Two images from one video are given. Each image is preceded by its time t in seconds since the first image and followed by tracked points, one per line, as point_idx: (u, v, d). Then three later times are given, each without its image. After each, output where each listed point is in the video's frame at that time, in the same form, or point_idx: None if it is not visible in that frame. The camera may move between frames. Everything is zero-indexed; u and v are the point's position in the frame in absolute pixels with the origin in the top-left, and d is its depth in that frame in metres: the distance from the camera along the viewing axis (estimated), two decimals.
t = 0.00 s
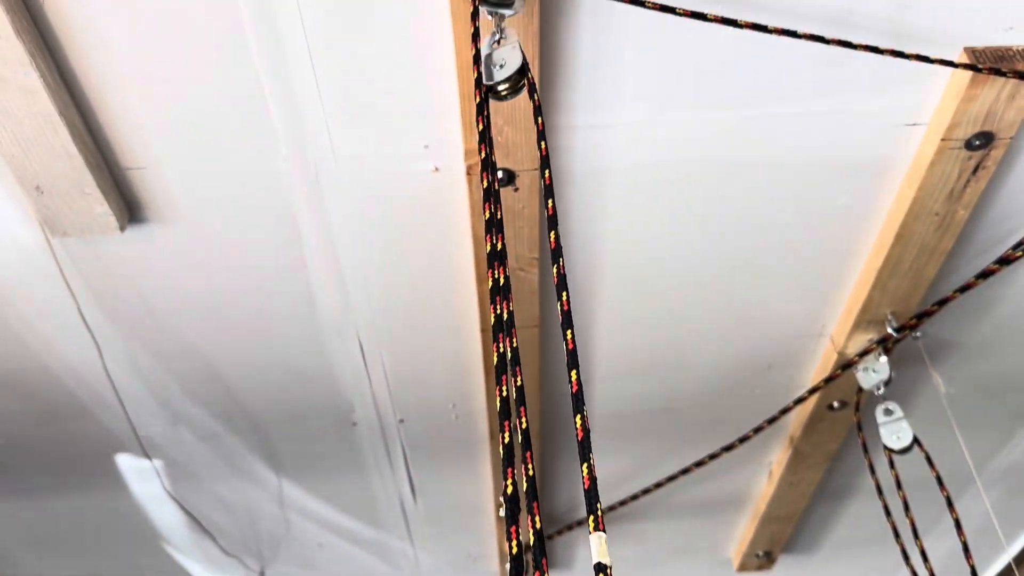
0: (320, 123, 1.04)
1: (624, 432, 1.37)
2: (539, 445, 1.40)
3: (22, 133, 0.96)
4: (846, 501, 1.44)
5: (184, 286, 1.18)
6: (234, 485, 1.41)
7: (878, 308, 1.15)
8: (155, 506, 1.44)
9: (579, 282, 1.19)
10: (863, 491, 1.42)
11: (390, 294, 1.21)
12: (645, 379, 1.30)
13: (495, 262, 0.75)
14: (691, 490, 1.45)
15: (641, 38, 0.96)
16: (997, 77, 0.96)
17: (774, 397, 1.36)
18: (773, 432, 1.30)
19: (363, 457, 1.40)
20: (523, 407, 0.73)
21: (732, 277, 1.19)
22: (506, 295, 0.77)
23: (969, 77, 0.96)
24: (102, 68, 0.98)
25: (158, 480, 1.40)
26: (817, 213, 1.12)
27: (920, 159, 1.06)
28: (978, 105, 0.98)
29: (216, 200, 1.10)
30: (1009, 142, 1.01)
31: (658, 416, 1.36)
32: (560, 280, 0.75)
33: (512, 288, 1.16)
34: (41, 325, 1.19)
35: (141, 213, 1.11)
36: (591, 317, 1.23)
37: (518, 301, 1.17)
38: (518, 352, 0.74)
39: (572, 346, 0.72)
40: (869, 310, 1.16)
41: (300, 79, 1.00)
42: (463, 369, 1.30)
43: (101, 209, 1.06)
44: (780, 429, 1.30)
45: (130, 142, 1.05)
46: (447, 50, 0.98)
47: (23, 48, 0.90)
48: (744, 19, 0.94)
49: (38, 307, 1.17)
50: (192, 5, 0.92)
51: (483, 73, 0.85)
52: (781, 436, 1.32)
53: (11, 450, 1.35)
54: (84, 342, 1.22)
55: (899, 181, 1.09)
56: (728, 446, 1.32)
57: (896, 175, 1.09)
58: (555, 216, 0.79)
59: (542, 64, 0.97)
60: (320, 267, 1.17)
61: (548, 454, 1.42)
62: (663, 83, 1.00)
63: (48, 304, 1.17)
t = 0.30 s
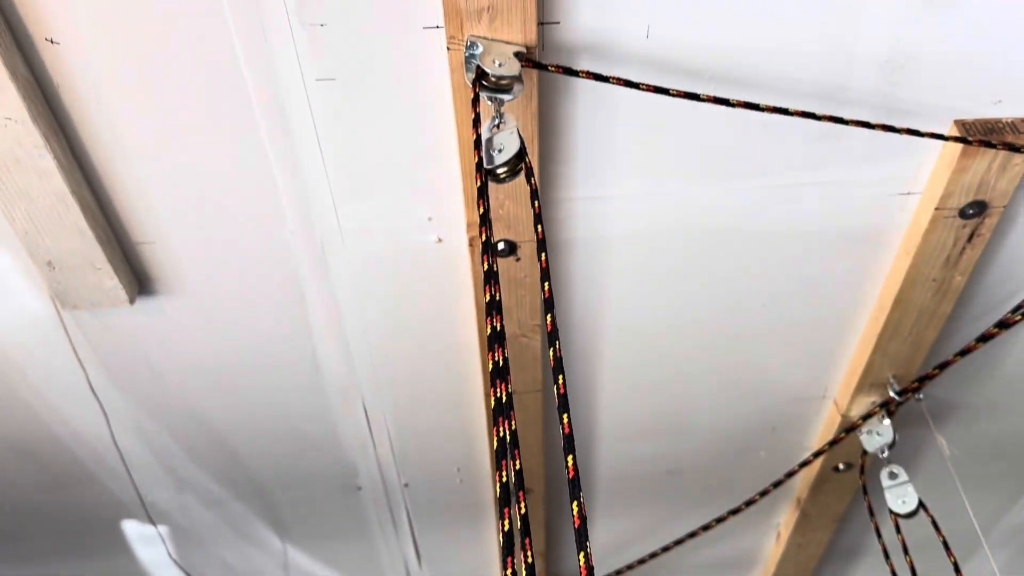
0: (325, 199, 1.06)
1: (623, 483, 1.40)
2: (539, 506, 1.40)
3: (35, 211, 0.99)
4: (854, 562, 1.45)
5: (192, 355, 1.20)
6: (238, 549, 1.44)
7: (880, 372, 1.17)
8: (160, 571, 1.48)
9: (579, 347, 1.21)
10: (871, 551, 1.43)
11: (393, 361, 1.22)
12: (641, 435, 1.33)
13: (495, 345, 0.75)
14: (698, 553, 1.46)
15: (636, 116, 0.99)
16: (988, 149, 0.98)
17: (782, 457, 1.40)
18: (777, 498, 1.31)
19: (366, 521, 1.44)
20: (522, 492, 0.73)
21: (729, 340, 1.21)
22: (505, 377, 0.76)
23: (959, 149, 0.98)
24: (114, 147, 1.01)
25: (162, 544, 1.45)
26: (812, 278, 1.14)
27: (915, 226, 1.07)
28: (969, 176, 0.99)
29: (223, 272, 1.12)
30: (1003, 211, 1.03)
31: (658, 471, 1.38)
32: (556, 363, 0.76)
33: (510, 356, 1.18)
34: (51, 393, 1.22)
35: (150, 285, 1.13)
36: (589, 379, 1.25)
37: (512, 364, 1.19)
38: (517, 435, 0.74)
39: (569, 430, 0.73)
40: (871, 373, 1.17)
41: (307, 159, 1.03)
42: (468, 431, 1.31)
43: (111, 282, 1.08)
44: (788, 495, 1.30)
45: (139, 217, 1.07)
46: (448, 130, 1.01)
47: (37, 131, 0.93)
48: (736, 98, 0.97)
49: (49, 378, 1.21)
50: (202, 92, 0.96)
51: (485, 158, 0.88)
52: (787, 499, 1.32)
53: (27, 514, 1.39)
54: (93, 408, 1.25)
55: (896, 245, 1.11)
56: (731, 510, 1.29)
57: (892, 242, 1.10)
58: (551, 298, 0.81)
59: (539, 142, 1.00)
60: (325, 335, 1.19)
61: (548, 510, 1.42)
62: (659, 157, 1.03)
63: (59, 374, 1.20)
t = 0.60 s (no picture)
0: (333, 259, 1.08)
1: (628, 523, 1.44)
2: (543, 557, 1.41)
3: (49, 274, 1.01)
4: None
5: (204, 406, 1.24)
6: None
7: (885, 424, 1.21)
8: None
9: (582, 394, 1.23)
10: None
11: (401, 407, 1.26)
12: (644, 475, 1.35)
13: (497, 413, 0.74)
14: None
15: (636, 176, 1.01)
16: (984, 205, 0.99)
17: (794, 504, 1.44)
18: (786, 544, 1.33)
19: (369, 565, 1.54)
20: (526, 563, 0.72)
21: (730, 385, 1.23)
22: (508, 444, 0.75)
23: (955, 206, 0.99)
24: (125, 212, 1.03)
25: None
26: (812, 329, 1.16)
27: (916, 279, 1.08)
28: (968, 231, 1.01)
29: (231, 331, 1.15)
30: (1001, 264, 1.04)
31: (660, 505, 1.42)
32: (557, 430, 0.74)
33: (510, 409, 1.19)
34: (66, 442, 1.26)
35: (161, 342, 1.16)
36: (592, 423, 1.27)
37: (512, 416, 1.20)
38: (520, 504, 0.73)
39: (570, 498, 0.71)
40: (875, 425, 1.21)
41: (315, 222, 1.05)
42: (478, 475, 1.36)
43: (121, 341, 1.10)
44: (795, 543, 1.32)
45: (150, 279, 1.09)
46: (452, 191, 1.03)
47: (51, 197, 0.95)
48: (733, 160, 0.99)
49: (65, 431, 1.24)
50: (214, 159, 0.99)
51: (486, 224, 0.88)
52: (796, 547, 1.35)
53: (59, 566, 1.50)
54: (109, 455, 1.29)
55: (897, 297, 1.12)
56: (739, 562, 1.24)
57: (892, 295, 1.12)
58: (552, 363, 0.80)
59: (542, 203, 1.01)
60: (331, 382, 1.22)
61: (554, 552, 1.44)
62: (659, 215, 1.04)
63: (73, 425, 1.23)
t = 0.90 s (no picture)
0: (337, 315, 1.10)
1: (634, 559, 1.47)
2: None
3: (59, 332, 1.03)
4: None
5: (215, 452, 1.27)
6: None
7: (888, 471, 1.24)
8: None
9: (583, 437, 1.25)
10: None
11: (407, 452, 1.28)
12: (645, 511, 1.38)
13: (496, 478, 0.70)
14: None
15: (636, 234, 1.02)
16: (980, 257, 1.00)
17: (798, 547, 1.46)
18: None
19: None
20: None
21: (730, 429, 1.25)
22: (509, 508, 0.72)
23: (952, 258, 1.00)
24: (135, 272, 1.05)
25: None
26: (812, 376, 1.18)
27: (915, 329, 1.10)
28: (965, 281, 1.02)
29: (238, 384, 1.18)
30: (999, 313, 1.05)
31: (662, 540, 1.44)
32: (556, 495, 0.68)
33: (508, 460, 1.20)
34: (83, 484, 1.29)
35: (169, 397, 1.19)
36: (593, 464, 1.29)
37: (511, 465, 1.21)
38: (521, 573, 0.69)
39: (570, 566, 0.71)
40: (879, 472, 1.24)
41: (321, 280, 1.06)
42: (485, 518, 1.40)
43: (128, 397, 1.12)
44: None
45: (159, 335, 1.12)
46: (454, 247, 1.04)
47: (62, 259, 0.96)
48: (729, 217, 1.00)
49: (81, 476, 1.28)
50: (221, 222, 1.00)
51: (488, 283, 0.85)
52: None
53: None
54: (123, 497, 1.32)
55: (897, 347, 1.14)
56: None
57: (892, 346, 1.14)
58: (553, 427, 0.75)
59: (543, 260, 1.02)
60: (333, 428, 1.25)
61: None
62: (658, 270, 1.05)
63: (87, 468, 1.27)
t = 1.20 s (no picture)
0: (339, 343, 1.10)
1: None
2: None
3: (60, 362, 1.03)
4: None
5: (218, 481, 1.27)
6: None
7: (895, 497, 1.23)
8: None
9: (586, 464, 1.24)
10: None
11: (409, 479, 1.27)
12: (650, 538, 1.37)
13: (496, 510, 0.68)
14: None
15: (636, 261, 1.02)
16: (982, 281, 0.99)
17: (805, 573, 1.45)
18: None
19: None
20: None
21: (734, 456, 1.24)
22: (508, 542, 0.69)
23: (954, 283, 0.99)
24: (136, 303, 1.05)
25: None
26: (816, 402, 1.17)
27: (918, 354, 1.09)
28: (968, 306, 1.01)
29: (240, 413, 1.18)
30: (1003, 338, 1.05)
31: (669, 567, 1.43)
32: (557, 527, 0.66)
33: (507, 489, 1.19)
34: (85, 514, 1.29)
35: (170, 427, 1.19)
36: (597, 491, 1.28)
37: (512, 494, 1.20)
38: None
39: None
40: (886, 498, 1.23)
41: (323, 309, 1.06)
42: (489, 548, 1.39)
43: (130, 427, 1.12)
44: None
45: (160, 365, 1.12)
46: (455, 275, 1.04)
47: (63, 289, 0.96)
48: (729, 243, 1.00)
49: (82, 505, 1.28)
50: (222, 253, 1.01)
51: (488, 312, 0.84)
52: None
53: None
54: (125, 525, 1.31)
55: (900, 372, 1.13)
56: None
57: (895, 371, 1.14)
58: (553, 457, 0.73)
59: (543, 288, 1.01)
60: (336, 457, 1.24)
61: None
62: (659, 296, 1.05)
63: (90, 498, 1.26)
